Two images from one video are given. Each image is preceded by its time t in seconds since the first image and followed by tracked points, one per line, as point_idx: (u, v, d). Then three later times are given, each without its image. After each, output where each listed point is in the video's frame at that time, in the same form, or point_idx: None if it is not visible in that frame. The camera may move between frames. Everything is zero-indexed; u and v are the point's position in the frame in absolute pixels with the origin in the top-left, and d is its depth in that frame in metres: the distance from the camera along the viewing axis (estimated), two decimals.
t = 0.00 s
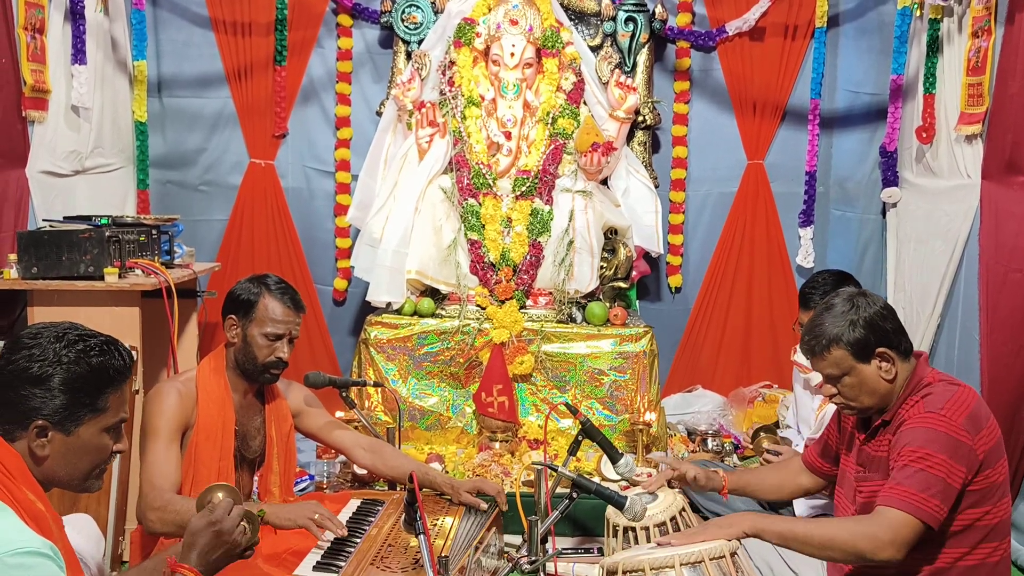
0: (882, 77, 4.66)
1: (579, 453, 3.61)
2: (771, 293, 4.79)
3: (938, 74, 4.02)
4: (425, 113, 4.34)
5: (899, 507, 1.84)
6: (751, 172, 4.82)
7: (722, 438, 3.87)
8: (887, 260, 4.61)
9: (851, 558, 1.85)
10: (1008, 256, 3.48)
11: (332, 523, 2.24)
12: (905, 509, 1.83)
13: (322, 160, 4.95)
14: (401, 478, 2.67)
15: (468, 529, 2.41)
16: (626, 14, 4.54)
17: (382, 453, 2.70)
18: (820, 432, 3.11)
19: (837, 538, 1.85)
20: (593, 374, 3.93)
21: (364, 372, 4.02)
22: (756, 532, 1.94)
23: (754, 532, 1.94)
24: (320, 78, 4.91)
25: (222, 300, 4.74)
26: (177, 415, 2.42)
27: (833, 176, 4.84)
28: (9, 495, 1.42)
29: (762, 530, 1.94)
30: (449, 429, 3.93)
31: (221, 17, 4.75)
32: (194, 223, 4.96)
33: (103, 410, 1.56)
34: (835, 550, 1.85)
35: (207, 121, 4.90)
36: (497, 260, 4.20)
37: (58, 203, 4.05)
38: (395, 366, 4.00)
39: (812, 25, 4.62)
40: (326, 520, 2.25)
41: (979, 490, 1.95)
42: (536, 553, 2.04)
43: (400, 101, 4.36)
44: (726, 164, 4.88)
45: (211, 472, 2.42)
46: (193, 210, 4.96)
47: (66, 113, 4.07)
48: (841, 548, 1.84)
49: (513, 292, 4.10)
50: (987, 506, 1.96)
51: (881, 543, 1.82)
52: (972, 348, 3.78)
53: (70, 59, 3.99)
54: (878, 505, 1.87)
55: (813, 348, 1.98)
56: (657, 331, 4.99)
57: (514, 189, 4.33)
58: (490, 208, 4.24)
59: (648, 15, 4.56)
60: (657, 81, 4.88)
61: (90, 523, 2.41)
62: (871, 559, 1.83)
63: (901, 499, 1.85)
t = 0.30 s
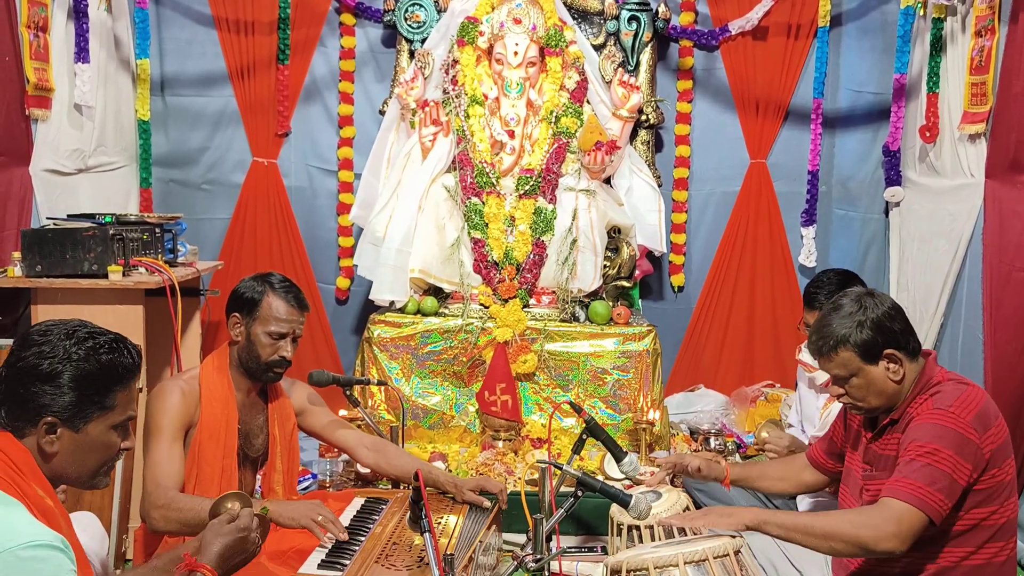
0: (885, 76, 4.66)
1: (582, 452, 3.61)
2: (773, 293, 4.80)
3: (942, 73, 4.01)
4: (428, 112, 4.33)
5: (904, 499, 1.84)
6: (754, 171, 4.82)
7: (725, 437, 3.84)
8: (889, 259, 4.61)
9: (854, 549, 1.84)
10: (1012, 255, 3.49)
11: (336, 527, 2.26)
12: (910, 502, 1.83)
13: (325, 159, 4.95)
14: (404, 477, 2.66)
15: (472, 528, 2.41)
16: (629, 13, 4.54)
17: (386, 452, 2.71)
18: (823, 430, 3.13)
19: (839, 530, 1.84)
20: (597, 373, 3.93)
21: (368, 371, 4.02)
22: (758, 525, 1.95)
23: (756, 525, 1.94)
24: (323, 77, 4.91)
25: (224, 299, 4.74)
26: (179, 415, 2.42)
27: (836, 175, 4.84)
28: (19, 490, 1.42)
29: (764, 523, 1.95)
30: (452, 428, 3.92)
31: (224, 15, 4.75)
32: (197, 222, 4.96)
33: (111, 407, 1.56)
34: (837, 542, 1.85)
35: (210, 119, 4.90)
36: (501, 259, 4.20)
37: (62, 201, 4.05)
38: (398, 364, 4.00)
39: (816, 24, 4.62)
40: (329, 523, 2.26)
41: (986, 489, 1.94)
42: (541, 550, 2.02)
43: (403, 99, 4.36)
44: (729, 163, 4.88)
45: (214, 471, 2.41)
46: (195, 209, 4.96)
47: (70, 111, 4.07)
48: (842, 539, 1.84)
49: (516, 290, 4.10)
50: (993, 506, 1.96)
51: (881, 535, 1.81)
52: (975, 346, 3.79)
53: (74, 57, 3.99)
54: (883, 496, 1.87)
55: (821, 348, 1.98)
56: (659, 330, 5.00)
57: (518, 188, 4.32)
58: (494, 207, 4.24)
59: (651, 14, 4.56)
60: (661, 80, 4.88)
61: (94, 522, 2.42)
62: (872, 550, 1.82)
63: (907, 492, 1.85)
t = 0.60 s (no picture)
0: (886, 77, 4.66)
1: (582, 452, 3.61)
2: (774, 293, 4.80)
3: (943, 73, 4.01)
4: (429, 112, 4.32)
5: (909, 503, 1.84)
6: (754, 171, 4.82)
7: (725, 438, 3.83)
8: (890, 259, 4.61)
9: (859, 551, 1.84)
10: (1013, 256, 3.49)
11: (337, 532, 2.25)
12: (915, 505, 1.83)
13: (326, 159, 4.94)
14: (406, 477, 2.66)
15: (473, 529, 2.42)
16: (630, 13, 4.54)
17: (386, 452, 2.70)
18: (824, 429, 3.13)
19: (844, 532, 1.85)
20: (597, 373, 3.92)
21: (368, 370, 4.02)
22: (762, 525, 1.96)
23: (760, 525, 1.95)
24: (324, 77, 4.92)
25: (224, 299, 4.73)
26: (180, 415, 2.42)
27: (836, 176, 4.84)
28: (22, 490, 1.42)
29: (768, 526, 1.96)
30: (452, 428, 3.93)
31: (225, 15, 4.75)
32: (197, 222, 4.96)
33: (115, 408, 1.56)
34: (842, 543, 1.86)
35: (210, 119, 4.90)
36: (501, 259, 4.20)
37: (62, 201, 4.05)
38: (399, 364, 4.00)
39: (816, 24, 4.62)
40: (331, 530, 2.26)
41: (989, 491, 1.95)
42: (542, 550, 2.02)
43: (404, 99, 4.36)
44: (729, 163, 4.88)
45: (215, 473, 2.41)
46: (195, 209, 4.96)
47: (71, 111, 4.07)
48: (847, 541, 1.85)
49: (517, 291, 4.10)
50: (996, 507, 1.96)
51: (888, 535, 1.82)
52: (976, 347, 3.79)
53: (75, 56, 3.99)
54: (888, 499, 1.87)
55: (823, 352, 1.98)
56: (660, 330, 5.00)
57: (518, 188, 4.33)
58: (494, 207, 4.25)
59: (652, 14, 4.56)
60: (661, 81, 4.88)
61: (94, 520, 2.41)
62: (878, 551, 1.82)
63: (911, 495, 1.85)
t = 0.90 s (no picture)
0: (886, 76, 4.66)
1: (582, 451, 3.62)
2: (773, 293, 4.80)
3: (943, 72, 4.01)
4: (429, 111, 4.31)
5: (908, 502, 1.84)
6: (754, 171, 4.82)
7: (725, 437, 3.82)
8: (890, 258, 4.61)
9: (858, 551, 1.84)
10: (1013, 255, 3.49)
11: (337, 530, 2.25)
12: (915, 504, 1.83)
13: (326, 159, 4.94)
14: (406, 476, 2.66)
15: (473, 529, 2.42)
16: (630, 13, 4.54)
17: (386, 452, 2.70)
18: (824, 430, 3.14)
19: (843, 533, 1.85)
20: (597, 372, 3.92)
21: (368, 370, 4.02)
22: (761, 530, 1.95)
23: (759, 530, 1.95)
24: (323, 77, 4.92)
25: (224, 298, 4.73)
26: (181, 415, 2.42)
27: (836, 175, 4.84)
28: (22, 491, 1.42)
29: (767, 528, 1.95)
30: (452, 428, 3.93)
31: (225, 15, 4.75)
32: (197, 221, 4.95)
33: (116, 408, 1.55)
34: (842, 544, 1.85)
35: (210, 119, 4.90)
36: (501, 258, 4.20)
37: (62, 200, 4.05)
38: (399, 364, 4.00)
39: (816, 24, 4.62)
40: (330, 527, 2.26)
41: (988, 490, 1.95)
42: (542, 549, 2.01)
43: (404, 99, 4.36)
44: (728, 163, 4.89)
45: (215, 473, 2.41)
46: (195, 209, 4.96)
47: (70, 111, 4.07)
48: (846, 542, 1.85)
49: (517, 290, 4.10)
50: (996, 507, 1.96)
51: (889, 537, 1.82)
52: (976, 346, 3.79)
53: (74, 56, 3.99)
54: (887, 499, 1.87)
55: (819, 357, 1.99)
56: (659, 330, 5.00)
57: (518, 187, 4.32)
58: (494, 206, 4.25)
59: (652, 13, 4.57)
60: (661, 80, 4.88)
61: (95, 520, 2.41)
62: (877, 552, 1.82)
63: (910, 494, 1.85)
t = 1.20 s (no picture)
0: (887, 77, 4.67)
1: (584, 452, 3.62)
2: (774, 294, 4.80)
3: (944, 73, 4.01)
4: (430, 112, 4.32)
5: (906, 498, 1.84)
6: (755, 171, 4.82)
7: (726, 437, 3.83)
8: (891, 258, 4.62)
9: (857, 548, 1.84)
10: (1014, 255, 3.50)
11: (339, 532, 2.27)
12: (912, 500, 1.84)
13: (327, 159, 4.95)
14: (408, 476, 2.66)
15: (475, 528, 2.42)
16: (631, 13, 4.55)
17: (389, 452, 2.71)
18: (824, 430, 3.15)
19: (841, 528, 1.85)
20: (598, 372, 3.93)
21: (369, 370, 4.02)
22: (758, 525, 1.96)
23: (756, 525, 1.95)
24: (325, 77, 4.92)
25: (226, 299, 4.73)
26: (183, 414, 2.42)
27: (837, 176, 4.84)
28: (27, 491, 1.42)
29: (765, 524, 1.96)
30: (454, 428, 3.95)
31: (226, 15, 4.75)
32: (198, 222, 4.96)
33: (120, 409, 1.56)
34: (840, 540, 1.86)
35: (211, 119, 4.91)
36: (502, 259, 4.20)
37: (63, 201, 4.05)
38: (400, 364, 4.00)
39: (817, 24, 4.62)
40: (333, 530, 2.27)
41: (989, 490, 1.95)
42: (545, 550, 2.01)
43: (405, 99, 4.37)
44: (729, 163, 4.89)
45: (217, 472, 2.42)
46: (196, 209, 4.96)
47: (72, 111, 4.07)
48: (845, 538, 1.85)
49: (518, 290, 4.10)
50: (998, 507, 1.97)
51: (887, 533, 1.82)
52: (977, 347, 3.79)
53: (76, 56, 3.99)
54: (885, 494, 1.88)
55: (818, 360, 1.99)
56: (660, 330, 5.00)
57: (519, 188, 4.32)
58: (496, 207, 4.25)
59: (653, 14, 4.57)
60: (662, 81, 4.88)
61: (97, 520, 2.41)
62: (875, 548, 1.83)
63: (908, 490, 1.85)
